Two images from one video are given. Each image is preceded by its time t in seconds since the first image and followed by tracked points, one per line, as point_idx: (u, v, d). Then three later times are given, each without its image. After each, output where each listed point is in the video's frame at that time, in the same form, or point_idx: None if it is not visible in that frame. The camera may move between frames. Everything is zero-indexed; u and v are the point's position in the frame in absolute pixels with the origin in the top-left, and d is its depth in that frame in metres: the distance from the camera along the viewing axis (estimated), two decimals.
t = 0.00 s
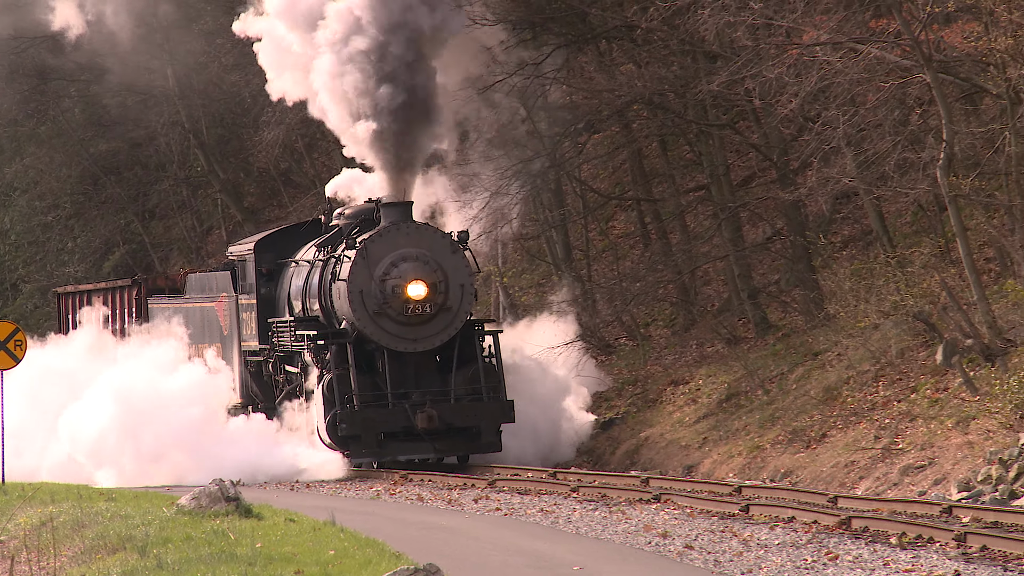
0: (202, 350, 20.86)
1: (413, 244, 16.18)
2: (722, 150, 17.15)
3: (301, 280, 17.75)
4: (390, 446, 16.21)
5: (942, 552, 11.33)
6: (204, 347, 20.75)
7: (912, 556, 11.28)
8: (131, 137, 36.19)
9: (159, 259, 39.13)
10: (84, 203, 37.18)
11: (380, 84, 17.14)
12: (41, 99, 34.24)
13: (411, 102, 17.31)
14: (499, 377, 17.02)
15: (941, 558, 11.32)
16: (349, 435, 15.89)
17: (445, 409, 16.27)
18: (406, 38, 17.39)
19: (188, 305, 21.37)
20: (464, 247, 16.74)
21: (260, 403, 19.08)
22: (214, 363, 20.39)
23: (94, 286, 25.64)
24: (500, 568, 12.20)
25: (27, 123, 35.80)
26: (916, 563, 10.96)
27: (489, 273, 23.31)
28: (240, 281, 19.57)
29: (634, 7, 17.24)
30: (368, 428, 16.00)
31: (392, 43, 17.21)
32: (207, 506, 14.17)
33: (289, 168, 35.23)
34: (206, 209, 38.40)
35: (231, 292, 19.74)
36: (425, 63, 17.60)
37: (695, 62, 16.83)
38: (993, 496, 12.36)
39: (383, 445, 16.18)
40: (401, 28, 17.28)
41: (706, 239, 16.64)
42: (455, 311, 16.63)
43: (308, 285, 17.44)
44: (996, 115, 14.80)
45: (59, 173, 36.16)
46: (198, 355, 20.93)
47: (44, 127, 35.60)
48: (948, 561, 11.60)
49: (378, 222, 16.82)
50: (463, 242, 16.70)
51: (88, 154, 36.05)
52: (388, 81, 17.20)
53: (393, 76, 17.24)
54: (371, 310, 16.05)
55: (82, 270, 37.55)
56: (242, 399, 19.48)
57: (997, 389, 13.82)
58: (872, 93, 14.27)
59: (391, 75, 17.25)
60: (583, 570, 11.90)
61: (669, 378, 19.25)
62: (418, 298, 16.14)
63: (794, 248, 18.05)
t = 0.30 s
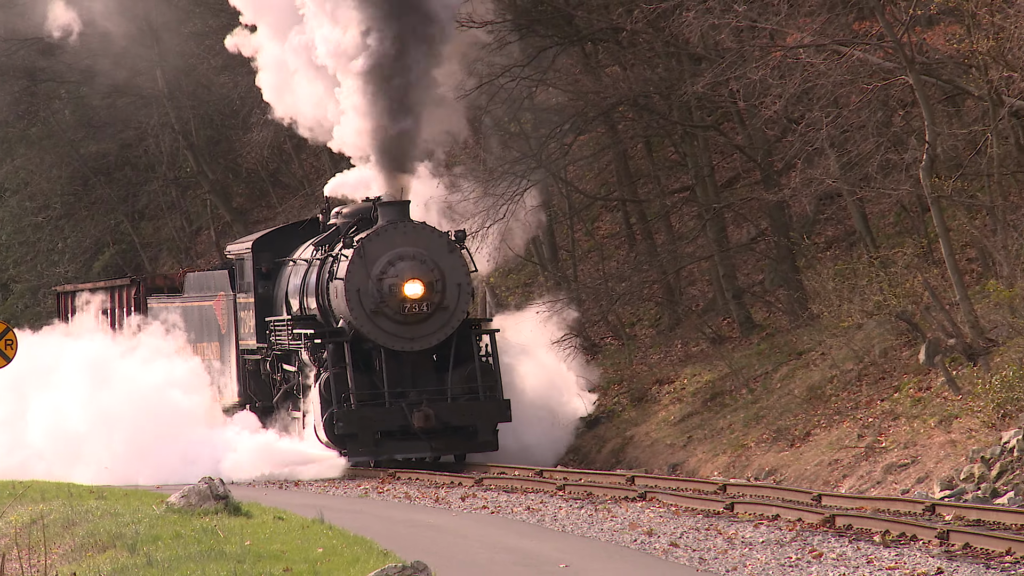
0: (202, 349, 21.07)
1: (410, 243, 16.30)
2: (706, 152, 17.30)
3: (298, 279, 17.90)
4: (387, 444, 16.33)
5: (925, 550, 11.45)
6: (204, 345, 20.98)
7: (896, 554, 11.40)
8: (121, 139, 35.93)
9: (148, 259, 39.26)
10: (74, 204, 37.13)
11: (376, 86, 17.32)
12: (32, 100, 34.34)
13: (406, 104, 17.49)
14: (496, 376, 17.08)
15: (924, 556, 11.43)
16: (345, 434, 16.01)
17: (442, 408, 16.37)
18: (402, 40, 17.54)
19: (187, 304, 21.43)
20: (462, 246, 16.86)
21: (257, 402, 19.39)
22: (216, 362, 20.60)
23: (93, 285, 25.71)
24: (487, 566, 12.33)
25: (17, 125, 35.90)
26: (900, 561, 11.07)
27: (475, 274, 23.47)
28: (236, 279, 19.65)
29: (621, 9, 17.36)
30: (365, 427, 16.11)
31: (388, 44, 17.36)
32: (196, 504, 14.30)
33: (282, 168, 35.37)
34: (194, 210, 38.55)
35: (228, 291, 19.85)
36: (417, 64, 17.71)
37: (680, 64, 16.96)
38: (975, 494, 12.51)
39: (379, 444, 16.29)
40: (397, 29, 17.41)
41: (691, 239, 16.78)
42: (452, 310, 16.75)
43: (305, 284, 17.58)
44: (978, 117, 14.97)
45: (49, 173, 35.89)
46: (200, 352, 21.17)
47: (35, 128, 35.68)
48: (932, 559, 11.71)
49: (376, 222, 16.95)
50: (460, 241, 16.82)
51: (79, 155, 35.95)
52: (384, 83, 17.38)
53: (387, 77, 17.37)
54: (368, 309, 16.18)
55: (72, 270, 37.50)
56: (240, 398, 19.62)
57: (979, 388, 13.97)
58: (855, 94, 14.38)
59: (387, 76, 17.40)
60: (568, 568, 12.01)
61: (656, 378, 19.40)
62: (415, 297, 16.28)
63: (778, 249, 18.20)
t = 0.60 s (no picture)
0: (203, 350, 21.14)
1: (410, 243, 16.44)
2: (695, 153, 17.47)
3: (299, 279, 18.02)
4: (386, 443, 16.46)
5: (912, 548, 11.59)
6: (205, 345, 21.09)
7: (883, 552, 11.53)
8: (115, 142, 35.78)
9: (142, 260, 39.43)
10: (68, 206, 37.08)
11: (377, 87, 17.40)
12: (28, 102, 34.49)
13: (406, 106, 17.59)
14: (497, 376, 17.18)
15: (912, 554, 11.58)
16: (346, 433, 16.15)
17: (442, 407, 16.49)
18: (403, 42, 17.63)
19: (189, 304, 21.57)
20: (462, 247, 16.99)
21: (257, 401, 19.33)
22: (216, 361, 20.68)
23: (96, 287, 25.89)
24: (477, 564, 12.46)
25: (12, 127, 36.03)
26: (887, 559, 11.20)
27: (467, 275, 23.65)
28: (239, 279, 19.79)
29: (613, 12, 17.53)
30: (365, 427, 16.24)
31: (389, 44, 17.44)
32: (189, 503, 14.45)
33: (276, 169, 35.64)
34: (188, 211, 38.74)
35: (230, 291, 20.01)
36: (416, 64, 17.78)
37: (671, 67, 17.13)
38: (962, 493, 12.68)
39: (379, 443, 16.42)
40: (398, 31, 17.51)
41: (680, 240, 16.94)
42: (452, 310, 16.90)
43: (306, 283, 17.71)
44: (964, 119, 15.16)
45: (43, 174, 35.31)
46: (199, 353, 21.24)
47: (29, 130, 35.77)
48: (918, 557, 11.84)
49: (377, 222, 17.06)
50: (460, 241, 16.97)
51: (73, 156, 35.61)
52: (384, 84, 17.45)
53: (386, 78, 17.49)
54: (369, 309, 16.31)
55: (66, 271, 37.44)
56: (241, 397, 19.65)
57: (965, 388, 14.15)
58: (842, 97, 14.48)
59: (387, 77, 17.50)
60: (558, 567, 12.14)
61: (645, 377, 19.58)
62: (416, 297, 16.43)
63: (766, 250, 18.39)
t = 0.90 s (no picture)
0: (201, 349, 21.16)
1: (406, 243, 16.49)
2: (680, 155, 17.60)
3: (297, 278, 18.12)
4: (381, 442, 16.57)
5: (895, 545, 11.71)
6: (203, 345, 21.10)
7: (866, 549, 11.64)
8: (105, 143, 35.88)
9: (132, 260, 39.56)
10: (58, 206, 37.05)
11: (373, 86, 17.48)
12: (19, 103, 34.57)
13: (401, 105, 17.65)
14: (492, 375, 17.26)
15: (895, 551, 11.69)
16: (342, 432, 16.25)
17: (437, 407, 16.57)
18: (398, 41, 17.72)
19: (187, 304, 21.62)
20: (458, 245, 17.06)
21: (256, 400, 19.47)
22: (214, 361, 20.70)
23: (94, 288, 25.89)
24: (464, 562, 12.56)
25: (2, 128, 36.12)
26: (870, 556, 11.31)
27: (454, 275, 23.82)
28: (235, 278, 19.76)
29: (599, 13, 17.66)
30: (361, 426, 16.34)
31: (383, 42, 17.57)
32: (179, 501, 14.58)
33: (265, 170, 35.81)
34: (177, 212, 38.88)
35: (226, 290, 20.09)
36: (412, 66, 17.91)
37: (656, 68, 17.27)
38: (944, 491, 12.83)
39: (373, 441, 16.53)
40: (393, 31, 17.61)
41: (665, 241, 17.08)
42: (448, 309, 16.99)
43: (303, 283, 17.80)
44: (947, 120, 15.34)
45: (34, 176, 36.10)
46: (197, 352, 21.28)
47: (20, 131, 35.85)
48: (900, 554, 11.97)
49: (373, 220, 17.07)
50: (456, 240, 17.04)
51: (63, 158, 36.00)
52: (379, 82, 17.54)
53: (381, 78, 17.57)
54: (365, 308, 16.38)
55: (56, 271, 37.42)
56: (240, 396, 19.71)
57: (948, 386, 14.30)
58: (826, 98, 14.61)
59: (383, 76, 17.59)
60: (544, 564, 12.26)
61: (632, 376, 19.73)
62: (411, 296, 16.49)
63: (750, 250, 18.55)
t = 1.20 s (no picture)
0: (200, 348, 21.21)
1: (405, 241, 16.67)
2: (667, 155, 17.74)
3: (296, 277, 18.23)
4: (380, 439, 16.55)
5: (880, 543, 11.83)
6: (202, 344, 21.16)
7: (851, 546, 11.76)
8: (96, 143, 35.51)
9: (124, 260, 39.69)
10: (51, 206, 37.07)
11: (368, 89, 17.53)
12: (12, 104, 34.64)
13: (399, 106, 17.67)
14: (491, 373, 17.36)
15: (880, 549, 11.81)
16: (341, 431, 16.26)
17: (436, 405, 16.68)
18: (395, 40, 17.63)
19: (187, 303, 21.69)
20: (456, 245, 17.24)
21: (254, 399, 19.58)
22: (214, 360, 20.77)
23: (93, 287, 25.79)
24: (453, 559, 12.68)
25: None
26: (855, 553, 11.42)
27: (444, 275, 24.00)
28: (235, 277, 19.89)
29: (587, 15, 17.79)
30: (360, 424, 16.39)
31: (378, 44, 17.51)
32: (169, 498, 14.73)
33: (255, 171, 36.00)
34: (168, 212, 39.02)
35: (226, 290, 20.21)
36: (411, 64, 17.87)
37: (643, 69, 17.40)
38: (928, 488, 12.99)
39: (373, 440, 16.55)
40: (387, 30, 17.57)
41: (652, 241, 17.21)
42: (446, 308, 17.14)
43: (301, 282, 17.92)
44: (932, 121, 15.53)
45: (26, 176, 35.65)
46: (196, 352, 21.34)
47: (13, 132, 35.92)
48: (885, 551, 12.10)
49: (371, 220, 17.27)
50: (454, 240, 17.22)
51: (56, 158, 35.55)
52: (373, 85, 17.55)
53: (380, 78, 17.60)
54: (364, 306, 16.53)
55: (49, 271, 37.32)
56: (238, 395, 19.81)
57: (932, 386, 14.48)
58: (812, 99, 14.74)
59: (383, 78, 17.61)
60: (532, 561, 12.39)
61: (620, 376, 19.91)
62: (410, 295, 16.67)
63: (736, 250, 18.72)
